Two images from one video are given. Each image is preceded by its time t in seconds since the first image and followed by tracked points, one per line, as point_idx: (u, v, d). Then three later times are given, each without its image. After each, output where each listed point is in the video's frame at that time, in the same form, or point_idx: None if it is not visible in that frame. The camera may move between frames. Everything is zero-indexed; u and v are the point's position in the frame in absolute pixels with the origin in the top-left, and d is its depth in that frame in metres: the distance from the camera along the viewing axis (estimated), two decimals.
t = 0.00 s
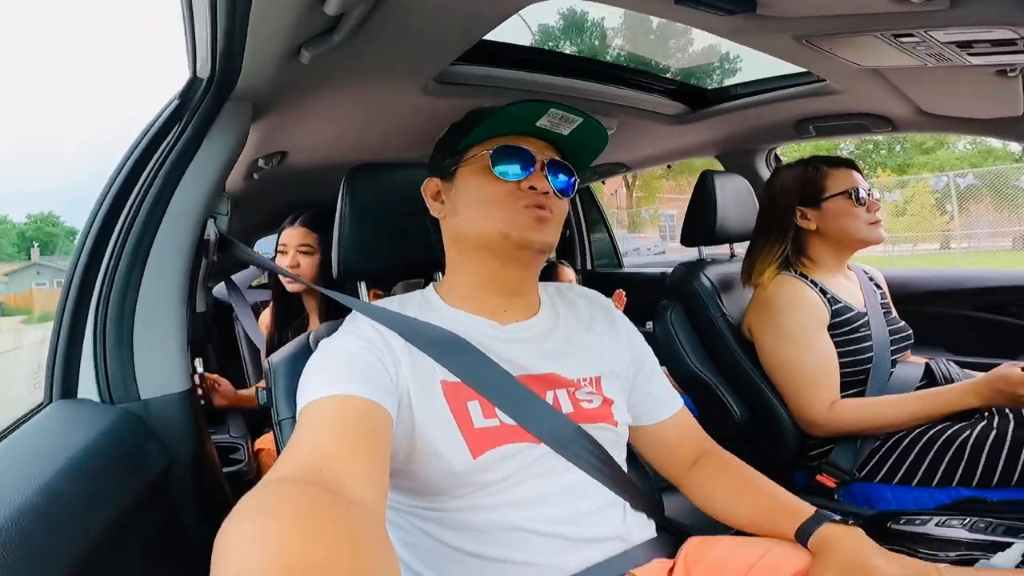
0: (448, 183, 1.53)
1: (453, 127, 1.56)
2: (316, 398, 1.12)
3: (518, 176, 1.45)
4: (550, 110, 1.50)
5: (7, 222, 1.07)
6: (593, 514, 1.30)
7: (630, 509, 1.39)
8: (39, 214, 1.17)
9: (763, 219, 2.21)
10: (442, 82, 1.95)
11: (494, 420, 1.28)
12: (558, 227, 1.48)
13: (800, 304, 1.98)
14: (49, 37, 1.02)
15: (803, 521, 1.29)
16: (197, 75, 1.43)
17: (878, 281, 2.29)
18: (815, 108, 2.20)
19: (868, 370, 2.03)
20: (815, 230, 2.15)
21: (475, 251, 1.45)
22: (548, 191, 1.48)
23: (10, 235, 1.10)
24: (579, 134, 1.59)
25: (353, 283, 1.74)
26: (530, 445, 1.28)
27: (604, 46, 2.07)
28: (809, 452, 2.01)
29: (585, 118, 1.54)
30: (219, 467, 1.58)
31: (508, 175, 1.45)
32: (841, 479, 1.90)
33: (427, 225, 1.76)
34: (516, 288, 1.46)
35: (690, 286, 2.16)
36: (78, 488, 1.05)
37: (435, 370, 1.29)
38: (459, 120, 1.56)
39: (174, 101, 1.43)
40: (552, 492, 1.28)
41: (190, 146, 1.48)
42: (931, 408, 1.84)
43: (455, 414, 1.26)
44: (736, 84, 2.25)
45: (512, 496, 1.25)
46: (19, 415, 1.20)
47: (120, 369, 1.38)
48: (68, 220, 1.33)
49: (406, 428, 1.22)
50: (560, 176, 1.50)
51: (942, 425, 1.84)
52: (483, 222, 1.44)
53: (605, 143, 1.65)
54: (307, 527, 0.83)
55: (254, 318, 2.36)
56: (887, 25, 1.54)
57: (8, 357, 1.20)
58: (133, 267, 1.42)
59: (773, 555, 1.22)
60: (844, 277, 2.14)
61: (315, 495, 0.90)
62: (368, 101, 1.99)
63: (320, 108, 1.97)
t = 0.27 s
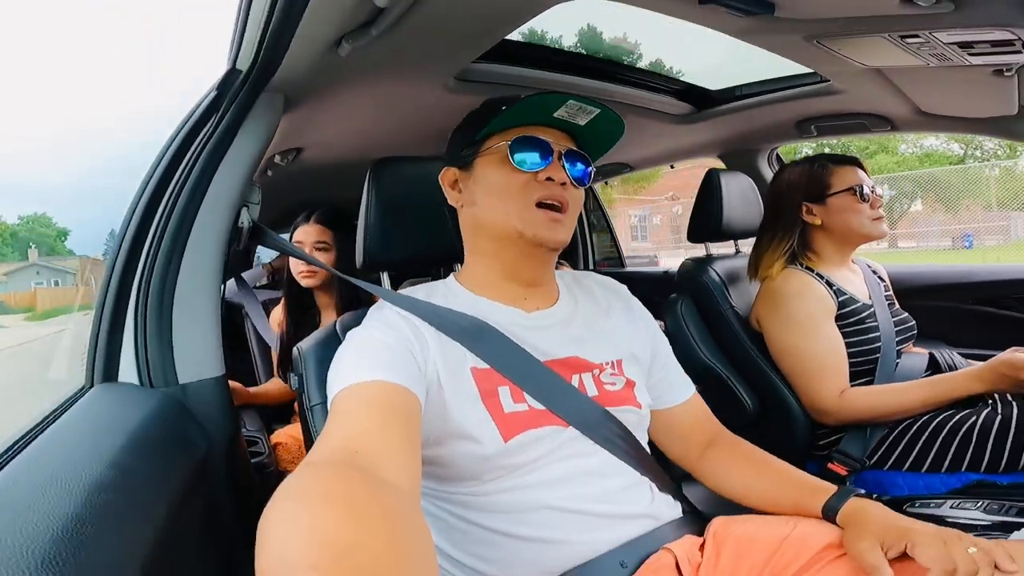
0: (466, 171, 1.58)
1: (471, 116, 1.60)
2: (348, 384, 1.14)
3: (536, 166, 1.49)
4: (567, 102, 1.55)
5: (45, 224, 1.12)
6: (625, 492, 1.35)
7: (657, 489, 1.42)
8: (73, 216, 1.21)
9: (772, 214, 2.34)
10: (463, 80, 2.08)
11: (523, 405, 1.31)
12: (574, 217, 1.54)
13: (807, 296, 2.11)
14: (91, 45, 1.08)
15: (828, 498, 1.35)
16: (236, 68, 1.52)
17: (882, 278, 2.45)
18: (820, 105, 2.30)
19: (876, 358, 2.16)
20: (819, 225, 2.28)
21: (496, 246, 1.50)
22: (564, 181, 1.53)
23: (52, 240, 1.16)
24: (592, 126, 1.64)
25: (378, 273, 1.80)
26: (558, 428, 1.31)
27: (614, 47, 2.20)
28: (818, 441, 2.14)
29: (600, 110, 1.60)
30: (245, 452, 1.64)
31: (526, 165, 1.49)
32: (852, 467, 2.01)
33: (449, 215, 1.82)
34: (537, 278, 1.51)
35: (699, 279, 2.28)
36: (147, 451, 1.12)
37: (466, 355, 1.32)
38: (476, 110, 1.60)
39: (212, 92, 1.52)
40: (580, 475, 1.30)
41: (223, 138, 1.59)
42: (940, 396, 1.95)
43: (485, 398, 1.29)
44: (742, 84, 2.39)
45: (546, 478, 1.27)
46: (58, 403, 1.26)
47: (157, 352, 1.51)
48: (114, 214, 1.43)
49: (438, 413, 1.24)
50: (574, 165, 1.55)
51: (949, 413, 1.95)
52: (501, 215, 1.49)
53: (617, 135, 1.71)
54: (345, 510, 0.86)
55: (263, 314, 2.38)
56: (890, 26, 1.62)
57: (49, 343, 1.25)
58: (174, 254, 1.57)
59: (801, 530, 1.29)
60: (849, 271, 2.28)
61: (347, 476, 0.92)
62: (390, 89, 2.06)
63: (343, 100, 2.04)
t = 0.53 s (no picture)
0: (466, 164, 1.61)
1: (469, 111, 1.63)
2: (357, 364, 1.15)
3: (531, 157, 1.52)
4: (561, 94, 1.57)
5: (45, 227, 1.12)
6: (629, 476, 1.38)
7: (661, 476, 1.45)
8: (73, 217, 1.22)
9: (769, 206, 2.39)
10: (466, 72, 2.11)
11: (529, 387, 1.34)
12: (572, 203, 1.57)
13: (806, 284, 2.16)
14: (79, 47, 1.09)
15: (826, 483, 1.40)
16: (246, 60, 1.57)
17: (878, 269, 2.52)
18: (817, 100, 2.36)
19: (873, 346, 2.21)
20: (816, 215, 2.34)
21: (497, 231, 1.53)
22: (561, 171, 1.55)
23: (48, 242, 1.16)
24: (589, 117, 1.67)
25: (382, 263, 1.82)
26: (562, 410, 1.34)
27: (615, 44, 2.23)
28: (816, 431, 2.19)
29: (594, 102, 1.62)
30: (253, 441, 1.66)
31: (523, 156, 1.52)
32: (850, 456, 2.06)
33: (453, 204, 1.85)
34: (536, 262, 1.54)
35: (698, 271, 2.36)
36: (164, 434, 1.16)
37: (473, 338, 1.35)
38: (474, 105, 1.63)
39: (221, 83, 1.56)
40: (586, 457, 1.33)
41: (235, 126, 1.63)
42: (936, 381, 2.00)
43: (491, 378, 1.32)
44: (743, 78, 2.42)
45: (552, 459, 1.30)
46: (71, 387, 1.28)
47: (170, 339, 1.53)
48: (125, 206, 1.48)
49: (448, 390, 1.27)
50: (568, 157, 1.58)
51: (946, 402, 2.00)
52: (501, 202, 1.52)
53: (612, 126, 1.74)
54: (351, 485, 0.86)
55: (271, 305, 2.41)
56: (890, 23, 1.65)
57: (59, 335, 1.27)
58: (185, 245, 1.59)
59: (804, 515, 1.33)
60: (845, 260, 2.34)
61: (353, 455, 0.92)
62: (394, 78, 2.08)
63: (347, 89, 2.06)
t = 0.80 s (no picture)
0: (461, 158, 1.62)
1: (466, 104, 1.64)
2: (353, 364, 1.16)
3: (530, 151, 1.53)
4: (560, 88, 1.58)
5: (44, 228, 1.12)
6: (626, 470, 1.39)
7: (657, 471, 1.46)
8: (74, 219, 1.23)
9: (765, 205, 2.41)
10: (463, 71, 2.12)
11: (524, 383, 1.35)
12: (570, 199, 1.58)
13: (800, 282, 2.18)
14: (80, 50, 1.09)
15: (818, 477, 1.41)
16: (245, 57, 1.58)
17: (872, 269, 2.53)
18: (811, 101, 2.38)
19: (865, 344, 2.23)
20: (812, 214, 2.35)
21: (494, 226, 1.53)
22: (560, 165, 1.56)
23: (47, 244, 1.16)
24: (587, 111, 1.68)
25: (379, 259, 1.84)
26: (557, 406, 1.35)
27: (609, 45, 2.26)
28: (810, 427, 2.20)
29: (593, 97, 1.64)
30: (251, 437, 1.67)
31: (521, 151, 1.53)
32: (844, 453, 2.07)
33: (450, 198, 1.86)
34: (531, 259, 1.54)
35: (693, 268, 2.37)
36: (163, 425, 1.17)
37: (468, 335, 1.36)
38: (471, 98, 1.63)
39: (220, 80, 1.57)
40: (582, 452, 1.34)
41: (235, 122, 1.63)
42: (929, 374, 2.03)
43: (487, 376, 1.33)
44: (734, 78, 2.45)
45: (548, 455, 1.31)
46: (72, 378, 1.29)
47: (167, 332, 1.54)
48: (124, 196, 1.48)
49: (441, 397, 1.27)
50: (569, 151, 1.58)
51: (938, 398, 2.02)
52: (500, 197, 1.52)
53: (608, 123, 1.75)
54: (347, 488, 0.87)
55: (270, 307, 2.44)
56: (880, 21, 1.67)
57: (58, 330, 1.27)
58: (182, 241, 1.60)
59: (798, 507, 1.34)
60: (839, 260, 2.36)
61: (351, 457, 0.93)
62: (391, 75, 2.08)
63: (344, 88, 2.06)
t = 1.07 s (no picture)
0: (461, 174, 1.59)
1: (465, 117, 1.61)
2: (358, 386, 1.11)
3: (534, 167, 1.50)
4: (563, 102, 1.56)
5: (44, 228, 1.10)
6: (638, 487, 1.37)
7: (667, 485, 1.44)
8: (76, 216, 1.20)
9: (766, 214, 2.40)
10: (470, 78, 2.22)
11: (535, 405, 1.31)
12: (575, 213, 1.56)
13: (801, 291, 2.18)
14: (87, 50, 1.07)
15: (830, 490, 1.40)
16: (249, 66, 1.55)
17: (872, 276, 2.52)
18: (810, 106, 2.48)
19: (869, 353, 2.23)
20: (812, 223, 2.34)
21: (502, 245, 1.51)
22: (564, 180, 1.54)
23: (48, 246, 1.13)
24: (589, 123, 1.65)
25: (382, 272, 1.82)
26: (568, 427, 1.32)
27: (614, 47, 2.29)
28: (813, 436, 2.20)
29: (595, 108, 1.61)
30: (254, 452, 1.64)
31: (523, 166, 1.51)
32: (847, 461, 2.08)
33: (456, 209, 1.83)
34: (537, 278, 1.53)
35: (696, 277, 2.37)
36: (172, 460, 1.19)
37: (477, 356, 1.33)
38: (470, 112, 1.60)
39: (224, 90, 1.54)
40: (593, 471, 1.32)
41: (234, 138, 1.63)
42: (935, 384, 2.02)
43: (497, 400, 1.29)
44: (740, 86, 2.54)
45: (559, 476, 1.28)
46: (78, 408, 1.31)
47: (174, 351, 1.56)
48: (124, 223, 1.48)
49: (449, 420, 1.25)
50: (571, 165, 1.56)
51: (942, 406, 2.01)
52: (505, 216, 1.50)
53: (610, 133, 1.73)
54: (347, 510, 0.83)
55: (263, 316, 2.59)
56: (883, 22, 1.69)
57: (59, 350, 1.25)
58: (186, 264, 1.63)
59: (810, 521, 1.33)
60: (841, 270, 2.34)
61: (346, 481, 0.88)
62: (395, 71, 2.06)
63: (347, 84, 2.04)
